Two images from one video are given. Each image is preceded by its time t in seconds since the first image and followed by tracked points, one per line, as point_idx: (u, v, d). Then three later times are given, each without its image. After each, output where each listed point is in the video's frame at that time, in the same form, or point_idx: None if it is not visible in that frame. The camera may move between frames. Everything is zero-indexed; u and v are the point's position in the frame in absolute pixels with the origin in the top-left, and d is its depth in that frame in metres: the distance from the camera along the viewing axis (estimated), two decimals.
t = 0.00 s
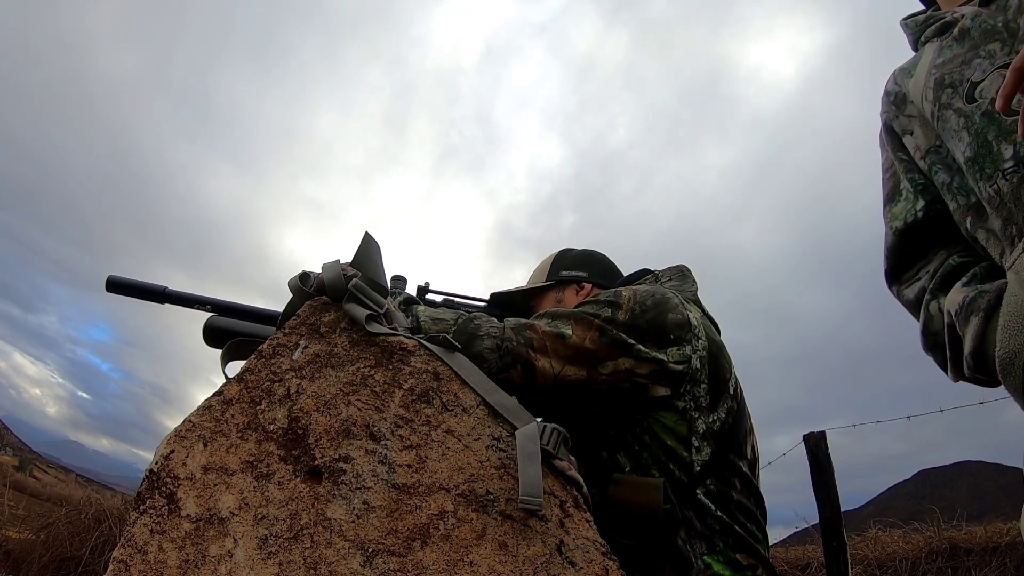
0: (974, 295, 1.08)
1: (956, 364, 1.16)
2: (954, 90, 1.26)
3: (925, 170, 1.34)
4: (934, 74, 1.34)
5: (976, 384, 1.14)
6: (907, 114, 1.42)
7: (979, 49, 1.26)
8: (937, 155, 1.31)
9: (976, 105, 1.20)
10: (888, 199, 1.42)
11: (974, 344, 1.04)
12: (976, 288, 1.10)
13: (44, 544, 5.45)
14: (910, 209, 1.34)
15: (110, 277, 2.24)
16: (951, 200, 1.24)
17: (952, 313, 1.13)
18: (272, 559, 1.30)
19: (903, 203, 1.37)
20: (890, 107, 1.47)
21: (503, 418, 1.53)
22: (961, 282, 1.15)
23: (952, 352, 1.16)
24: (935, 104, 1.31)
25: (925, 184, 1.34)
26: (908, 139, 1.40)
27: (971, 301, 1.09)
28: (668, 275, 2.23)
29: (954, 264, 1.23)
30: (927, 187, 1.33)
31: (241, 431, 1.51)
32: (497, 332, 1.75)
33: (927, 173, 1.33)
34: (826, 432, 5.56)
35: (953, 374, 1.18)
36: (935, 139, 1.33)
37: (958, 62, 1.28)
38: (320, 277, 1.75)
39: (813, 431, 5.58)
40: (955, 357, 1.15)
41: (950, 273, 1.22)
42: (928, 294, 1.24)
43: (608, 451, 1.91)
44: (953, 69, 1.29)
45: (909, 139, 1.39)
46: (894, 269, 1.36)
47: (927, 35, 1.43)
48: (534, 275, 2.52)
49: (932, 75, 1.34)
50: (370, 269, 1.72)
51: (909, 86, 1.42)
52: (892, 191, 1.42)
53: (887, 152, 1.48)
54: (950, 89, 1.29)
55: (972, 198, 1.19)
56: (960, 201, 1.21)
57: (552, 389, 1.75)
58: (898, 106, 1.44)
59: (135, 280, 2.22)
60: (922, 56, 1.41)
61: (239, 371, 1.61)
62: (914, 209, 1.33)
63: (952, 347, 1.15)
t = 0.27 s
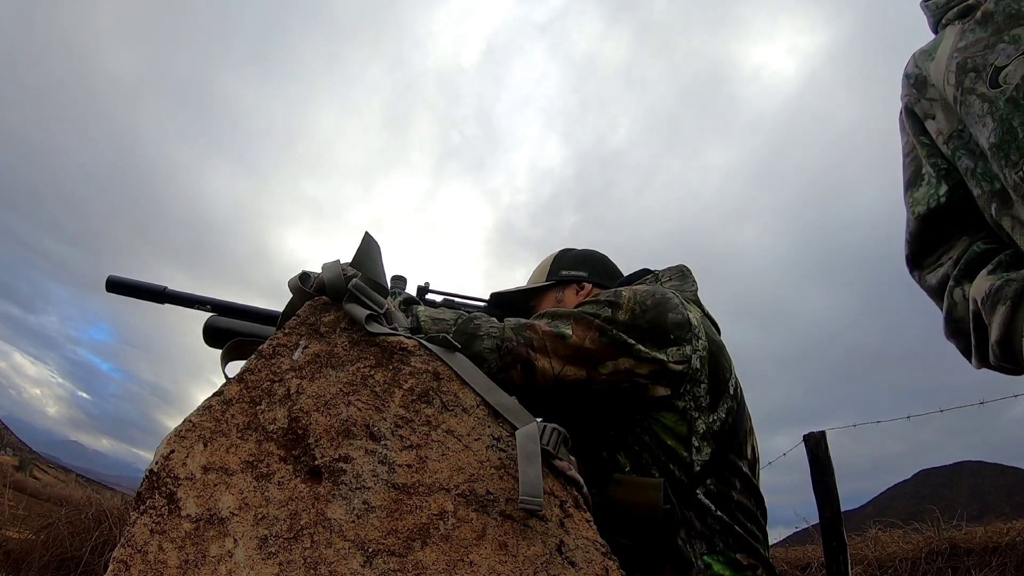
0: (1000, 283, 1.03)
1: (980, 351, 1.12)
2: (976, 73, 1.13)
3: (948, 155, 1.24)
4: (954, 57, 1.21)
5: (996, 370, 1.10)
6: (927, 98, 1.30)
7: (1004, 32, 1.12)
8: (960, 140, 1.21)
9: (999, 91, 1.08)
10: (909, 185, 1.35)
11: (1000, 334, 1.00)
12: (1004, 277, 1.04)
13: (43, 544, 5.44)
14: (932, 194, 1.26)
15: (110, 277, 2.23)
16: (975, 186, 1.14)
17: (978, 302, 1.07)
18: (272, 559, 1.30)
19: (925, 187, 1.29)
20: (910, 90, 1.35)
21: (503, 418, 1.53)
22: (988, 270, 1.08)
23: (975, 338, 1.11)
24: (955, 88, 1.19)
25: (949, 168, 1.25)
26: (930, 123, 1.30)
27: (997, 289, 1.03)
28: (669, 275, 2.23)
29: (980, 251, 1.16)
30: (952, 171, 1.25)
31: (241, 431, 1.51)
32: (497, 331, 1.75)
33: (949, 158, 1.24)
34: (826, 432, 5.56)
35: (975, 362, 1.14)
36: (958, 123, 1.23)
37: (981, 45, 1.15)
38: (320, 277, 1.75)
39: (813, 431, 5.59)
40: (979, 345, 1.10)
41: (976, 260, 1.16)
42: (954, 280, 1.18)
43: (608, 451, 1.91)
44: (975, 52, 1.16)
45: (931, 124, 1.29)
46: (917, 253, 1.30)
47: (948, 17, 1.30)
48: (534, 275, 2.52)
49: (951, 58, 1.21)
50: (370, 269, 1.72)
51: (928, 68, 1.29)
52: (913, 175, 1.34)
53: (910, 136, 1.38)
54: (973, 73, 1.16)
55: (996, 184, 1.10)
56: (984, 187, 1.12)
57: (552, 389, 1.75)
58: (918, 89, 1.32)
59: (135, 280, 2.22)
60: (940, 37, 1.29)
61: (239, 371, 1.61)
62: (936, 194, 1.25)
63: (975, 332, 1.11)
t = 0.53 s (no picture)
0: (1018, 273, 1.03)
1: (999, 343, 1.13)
2: (993, 63, 1.18)
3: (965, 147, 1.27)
4: (972, 47, 1.26)
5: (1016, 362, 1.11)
6: (944, 88, 1.35)
7: (1019, 22, 1.18)
8: (975, 130, 1.24)
9: (1016, 80, 1.12)
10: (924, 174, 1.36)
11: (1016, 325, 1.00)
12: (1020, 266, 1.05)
13: (43, 544, 5.44)
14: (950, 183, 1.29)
15: (110, 277, 2.24)
16: (992, 177, 1.17)
17: (996, 292, 1.08)
18: (272, 559, 1.30)
19: (940, 177, 1.32)
20: (925, 79, 1.40)
21: (503, 418, 1.53)
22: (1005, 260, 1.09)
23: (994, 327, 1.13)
24: (973, 79, 1.23)
25: (965, 159, 1.28)
26: (946, 114, 1.33)
27: (1013, 279, 1.04)
28: (669, 275, 2.23)
29: (995, 242, 1.17)
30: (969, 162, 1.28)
31: (241, 431, 1.51)
32: (498, 331, 1.75)
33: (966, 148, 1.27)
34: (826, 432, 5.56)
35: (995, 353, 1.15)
36: (974, 114, 1.26)
37: (997, 36, 1.20)
38: (320, 277, 1.75)
39: (813, 431, 5.59)
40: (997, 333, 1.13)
41: (992, 250, 1.17)
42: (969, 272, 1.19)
43: (608, 451, 1.91)
44: (992, 42, 1.21)
45: (948, 114, 1.33)
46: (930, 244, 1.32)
47: (965, 7, 1.36)
48: (534, 275, 2.52)
49: (968, 48, 1.26)
50: (370, 269, 1.72)
51: (944, 58, 1.34)
52: (928, 166, 1.36)
53: (924, 127, 1.41)
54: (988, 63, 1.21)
55: (1015, 174, 1.12)
56: (1002, 177, 1.14)
57: (552, 389, 1.75)
58: (934, 78, 1.37)
59: (135, 279, 2.22)
60: (958, 27, 1.35)
61: (239, 371, 1.61)
62: (953, 183, 1.29)
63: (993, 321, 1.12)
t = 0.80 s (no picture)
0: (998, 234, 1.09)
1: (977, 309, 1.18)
2: (1004, 51, 1.20)
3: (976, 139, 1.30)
4: (983, 36, 1.28)
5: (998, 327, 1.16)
6: (951, 79, 1.37)
7: None
8: (988, 121, 1.26)
9: None
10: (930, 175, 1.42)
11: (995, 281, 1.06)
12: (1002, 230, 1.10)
13: (43, 544, 5.44)
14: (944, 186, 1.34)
15: (109, 277, 2.24)
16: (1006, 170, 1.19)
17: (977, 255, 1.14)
18: (271, 559, 1.30)
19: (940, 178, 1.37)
20: (932, 71, 1.42)
21: (503, 418, 1.53)
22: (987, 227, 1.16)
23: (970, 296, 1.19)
24: (985, 68, 1.25)
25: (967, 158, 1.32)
26: (955, 106, 1.36)
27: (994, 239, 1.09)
28: (669, 274, 2.23)
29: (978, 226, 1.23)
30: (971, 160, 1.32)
31: (241, 431, 1.51)
32: (498, 330, 1.75)
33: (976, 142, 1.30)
34: (826, 432, 5.56)
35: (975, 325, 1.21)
36: (984, 105, 1.28)
37: (1008, 24, 1.22)
38: (320, 277, 1.75)
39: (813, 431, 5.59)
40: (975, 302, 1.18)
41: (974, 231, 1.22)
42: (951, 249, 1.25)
43: (608, 450, 1.91)
44: (1003, 30, 1.22)
45: (957, 107, 1.35)
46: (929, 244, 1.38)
47: None
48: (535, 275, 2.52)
49: (979, 36, 1.28)
50: (370, 269, 1.72)
51: (955, 48, 1.36)
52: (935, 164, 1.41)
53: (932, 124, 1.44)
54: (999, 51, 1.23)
55: None
56: (1015, 171, 1.16)
57: (552, 388, 1.75)
58: (942, 70, 1.39)
59: (135, 280, 2.22)
60: (969, 16, 1.35)
61: (239, 371, 1.61)
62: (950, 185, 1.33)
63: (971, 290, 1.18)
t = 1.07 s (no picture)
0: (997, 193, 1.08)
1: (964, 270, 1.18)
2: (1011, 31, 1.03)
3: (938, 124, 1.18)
4: (987, 13, 1.08)
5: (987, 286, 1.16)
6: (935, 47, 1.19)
7: None
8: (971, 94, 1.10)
9: None
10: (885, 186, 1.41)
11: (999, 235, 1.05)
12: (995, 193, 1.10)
13: (43, 543, 5.44)
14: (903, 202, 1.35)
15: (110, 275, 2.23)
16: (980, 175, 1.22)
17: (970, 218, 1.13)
18: (271, 559, 1.30)
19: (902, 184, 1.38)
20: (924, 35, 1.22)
21: (503, 418, 1.53)
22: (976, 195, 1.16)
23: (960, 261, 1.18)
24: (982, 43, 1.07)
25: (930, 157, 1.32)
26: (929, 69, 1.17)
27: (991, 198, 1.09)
28: (669, 275, 2.23)
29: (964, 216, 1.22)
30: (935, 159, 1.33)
31: (241, 431, 1.51)
32: (498, 329, 1.75)
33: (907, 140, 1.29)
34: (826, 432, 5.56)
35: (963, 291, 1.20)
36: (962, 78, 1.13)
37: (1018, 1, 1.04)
38: (320, 277, 1.75)
39: (813, 431, 5.59)
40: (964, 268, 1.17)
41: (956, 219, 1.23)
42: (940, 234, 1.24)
43: (608, 451, 1.91)
44: (1010, 10, 1.05)
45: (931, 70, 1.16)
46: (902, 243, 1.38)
47: None
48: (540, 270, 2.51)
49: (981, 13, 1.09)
50: (370, 269, 1.72)
51: (955, 18, 1.16)
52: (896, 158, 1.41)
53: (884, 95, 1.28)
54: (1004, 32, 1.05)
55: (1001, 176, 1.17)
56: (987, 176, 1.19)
57: (552, 388, 1.75)
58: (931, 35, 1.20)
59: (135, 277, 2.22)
60: None
61: (239, 371, 1.61)
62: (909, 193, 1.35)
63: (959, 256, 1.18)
